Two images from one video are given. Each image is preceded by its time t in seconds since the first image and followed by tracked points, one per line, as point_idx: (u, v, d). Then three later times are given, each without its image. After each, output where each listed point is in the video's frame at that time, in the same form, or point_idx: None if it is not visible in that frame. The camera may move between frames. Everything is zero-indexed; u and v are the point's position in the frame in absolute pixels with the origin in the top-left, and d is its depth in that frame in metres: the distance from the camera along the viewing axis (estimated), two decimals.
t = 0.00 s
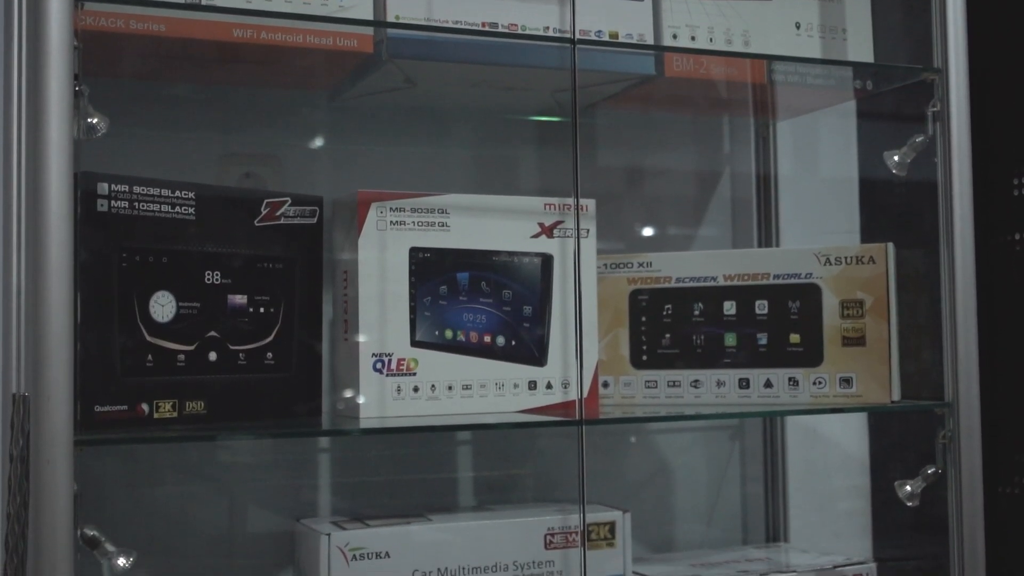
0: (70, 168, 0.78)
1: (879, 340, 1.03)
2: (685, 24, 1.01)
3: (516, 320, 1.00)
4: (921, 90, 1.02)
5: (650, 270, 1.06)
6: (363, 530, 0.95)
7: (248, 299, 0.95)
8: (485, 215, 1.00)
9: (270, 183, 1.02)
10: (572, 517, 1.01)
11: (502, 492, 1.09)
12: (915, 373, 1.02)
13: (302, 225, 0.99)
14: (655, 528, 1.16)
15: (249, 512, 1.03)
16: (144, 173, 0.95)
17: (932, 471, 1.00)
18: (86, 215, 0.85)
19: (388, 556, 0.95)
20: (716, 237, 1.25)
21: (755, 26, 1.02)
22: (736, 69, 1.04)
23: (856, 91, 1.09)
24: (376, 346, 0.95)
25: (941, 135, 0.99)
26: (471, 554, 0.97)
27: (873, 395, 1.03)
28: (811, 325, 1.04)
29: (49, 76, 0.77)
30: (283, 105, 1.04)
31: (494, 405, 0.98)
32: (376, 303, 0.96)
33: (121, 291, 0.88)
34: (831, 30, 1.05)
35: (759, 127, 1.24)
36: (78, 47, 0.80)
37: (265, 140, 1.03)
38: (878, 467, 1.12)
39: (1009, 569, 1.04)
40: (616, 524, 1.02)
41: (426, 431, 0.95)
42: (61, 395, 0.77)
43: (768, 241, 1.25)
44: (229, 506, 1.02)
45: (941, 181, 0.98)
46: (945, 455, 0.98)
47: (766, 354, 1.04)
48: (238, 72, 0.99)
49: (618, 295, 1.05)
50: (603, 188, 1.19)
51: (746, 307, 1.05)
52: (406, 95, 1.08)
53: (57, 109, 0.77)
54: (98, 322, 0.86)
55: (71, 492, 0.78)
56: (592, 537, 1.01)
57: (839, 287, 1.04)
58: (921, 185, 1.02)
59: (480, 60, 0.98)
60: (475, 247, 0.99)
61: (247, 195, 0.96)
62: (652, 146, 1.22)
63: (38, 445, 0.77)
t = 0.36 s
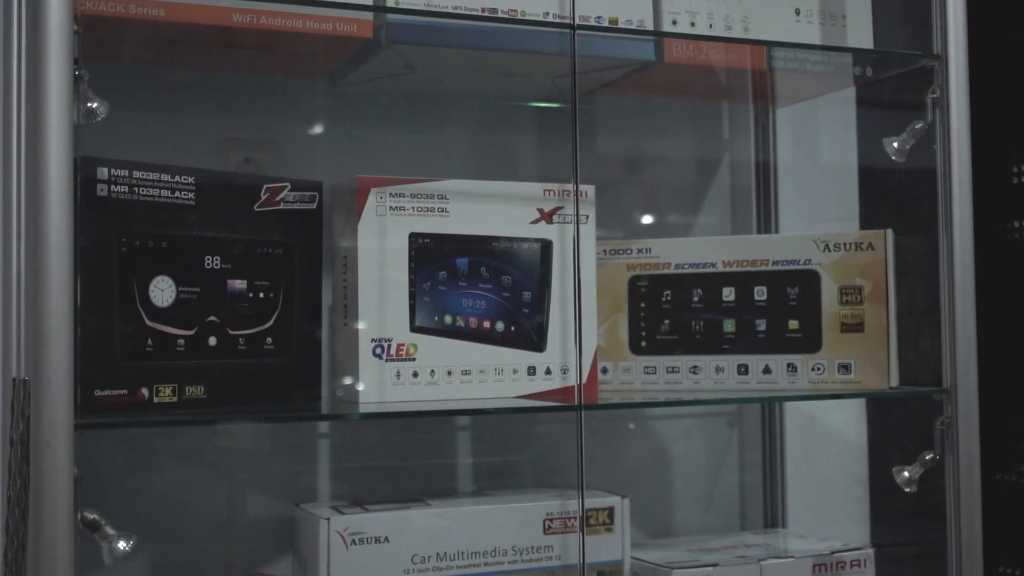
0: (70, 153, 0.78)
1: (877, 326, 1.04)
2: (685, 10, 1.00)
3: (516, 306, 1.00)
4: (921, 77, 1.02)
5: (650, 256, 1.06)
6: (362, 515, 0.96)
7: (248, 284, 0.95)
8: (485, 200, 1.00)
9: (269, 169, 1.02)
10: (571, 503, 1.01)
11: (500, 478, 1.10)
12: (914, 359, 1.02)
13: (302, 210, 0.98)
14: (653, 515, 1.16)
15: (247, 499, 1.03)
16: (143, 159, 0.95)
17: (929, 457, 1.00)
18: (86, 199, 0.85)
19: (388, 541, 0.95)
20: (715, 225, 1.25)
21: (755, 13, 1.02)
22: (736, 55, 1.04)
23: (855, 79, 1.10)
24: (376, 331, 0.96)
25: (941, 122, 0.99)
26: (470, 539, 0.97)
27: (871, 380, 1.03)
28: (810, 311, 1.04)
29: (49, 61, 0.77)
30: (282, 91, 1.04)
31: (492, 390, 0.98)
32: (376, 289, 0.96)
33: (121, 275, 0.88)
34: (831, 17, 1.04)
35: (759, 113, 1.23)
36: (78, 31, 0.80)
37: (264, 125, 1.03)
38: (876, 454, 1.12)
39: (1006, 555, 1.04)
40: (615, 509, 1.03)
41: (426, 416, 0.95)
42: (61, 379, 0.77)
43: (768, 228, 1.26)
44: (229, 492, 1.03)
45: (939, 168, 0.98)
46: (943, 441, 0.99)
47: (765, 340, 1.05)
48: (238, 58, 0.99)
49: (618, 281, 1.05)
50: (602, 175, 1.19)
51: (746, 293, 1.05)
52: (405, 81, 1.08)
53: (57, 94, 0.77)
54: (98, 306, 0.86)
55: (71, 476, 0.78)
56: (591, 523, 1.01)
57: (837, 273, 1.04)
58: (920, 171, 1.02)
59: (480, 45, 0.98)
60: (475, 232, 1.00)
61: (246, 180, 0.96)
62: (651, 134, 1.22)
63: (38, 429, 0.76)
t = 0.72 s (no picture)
0: (71, 139, 0.78)
1: (877, 313, 1.04)
2: None
3: (516, 292, 1.00)
4: (921, 65, 1.03)
5: (650, 243, 1.06)
6: (363, 500, 0.96)
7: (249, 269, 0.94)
8: (485, 186, 1.00)
9: (269, 155, 1.02)
10: (571, 488, 1.02)
11: (500, 464, 1.10)
12: (913, 346, 1.02)
13: (302, 195, 0.98)
14: (653, 501, 1.17)
15: (248, 485, 1.04)
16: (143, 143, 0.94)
17: (928, 444, 1.01)
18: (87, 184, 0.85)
19: (388, 526, 0.95)
20: (714, 214, 1.25)
21: None
22: (737, 42, 1.04)
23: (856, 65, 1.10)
24: (377, 316, 0.96)
25: (942, 108, 0.99)
26: (470, 524, 0.98)
27: (870, 366, 1.04)
28: (810, 298, 1.05)
29: (49, 46, 0.77)
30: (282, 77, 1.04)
31: (493, 376, 0.99)
32: (377, 274, 0.96)
33: (122, 260, 0.87)
34: (832, 3, 1.04)
35: (759, 101, 1.23)
36: (79, 16, 0.80)
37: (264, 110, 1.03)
38: (875, 441, 1.12)
39: (1005, 542, 1.05)
40: (615, 495, 1.03)
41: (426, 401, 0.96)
42: (63, 363, 0.77)
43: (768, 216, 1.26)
44: (229, 478, 1.03)
45: (941, 154, 0.99)
46: (942, 427, 0.99)
47: (766, 327, 1.05)
48: (238, 42, 0.98)
49: (618, 267, 1.06)
50: (602, 163, 1.19)
51: (745, 280, 1.05)
52: (405, 67, 1.08)
53: (57, 79, 0.77)
54: (100, 292, 0.85)
55: (73, 461, 0.78)
56: (591, 508, 1.01)
57: (837, 259, 1.05)
58: (920, 158, 1.02)
59: (480, 31, 0.98)
60: (476, 218, 1.00)
61: (248, 164, 0.96)
62: (652, 121, 1.21)
63: (39, 414, 0.77)
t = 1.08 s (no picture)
0: (72, 125, 0.78)
1: (878, 299, 1.04)
2: None
3: (517, 278, 1.01)
4: (922, 52, 1.02)
5: (650, 229, 1.06)
6: (363, 485, 0.96)
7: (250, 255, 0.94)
8: (486, 172, 1.00)
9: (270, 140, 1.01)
10: (571, 474, 1.02)
11: (501, 450, 1.10)
12: (912, 333, 1.03)
13: (304, 181, 0.97)
14: (654, 488, 1.17)
15: (249, 471, 1.04)
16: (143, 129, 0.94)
17: (928, 430, 1.01)
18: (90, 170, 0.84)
19: (388, 511, 0.95)
20: (715, 200, 1.25)
21: None
22: (739, 29, 1.04)
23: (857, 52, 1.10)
24: (378, 301, 0.96)
25: (943, 94, 0.99)
26: (471, 510, 0.98)
27: (869, 353, 1.04)
28: (811, 284, 1.05)
29: (50, 31, 0.77)
30: (284, 62, 1.04)
31: (494, 361, 0.99)
32: (378, 259, 0.97)
33: (124, 244, 0.88)
34: None
35: (760, 89, 1.24)
36: None
37: (265, 96, 1.03)
38: (875, 427, 1.12)
39: (1004, 529, 1.05)
40: (615, 481, 1.02)
41: (427, 387, 0.96)
42: (64, 348, 0.77)
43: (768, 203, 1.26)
44: (230, 463, 1.03)
45: (942, 141, 0.99)
46: (942, 413, 0.99)
47: (766, 314, 1.05)
48: (239, 27, 0.98)
49: (619, 253, 1.06)
50: (603, 150, 1.19)
51: (746, 267, 1.06)
52: (406, 53, 1.08)
53: (59, 66, 0.77)
54: (102, 275, 0.85)
55: (75, 446, 0.79)
56: (591, 494, 1.01)
57: (838, 246, 1.05)
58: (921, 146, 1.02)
59: (481, 17, 0.98)
60: (477, 204, 1.00)
61: (247, 151, 0.95)
62: (653, 108, 1.21)
63: (41, 400, 0.77)
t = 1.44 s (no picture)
0: (74, 108, 0.77)
1: (878, 286, 1.04)
2: None
3: (519, 264, 1.01)
4: (922, 38, 1.03)
5: (651, 216, 1.06)
6: (364, 470, 0.96)
7: (251, 240, 0.94)
8: (487, 158, 1.01)
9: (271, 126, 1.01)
10: (571, 460, 1.03)
11: (502, 436, 1.10)
12: (912, 321, 1.03)
13: (305, 167, 0.97)
14: (654, 475, 1.17)
15: (250, 456, 1.04)
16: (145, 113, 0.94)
17: (928, 417, 1.01)
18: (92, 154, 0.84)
19: (389, 496, 0.96)
20: (717, 188, 1.25)
21: None
22: (740, 14, 1.04)
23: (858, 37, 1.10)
24: (378, 287, 0.97)
25: (944, 81, 0.99)
26: (471, 495, 0.98)
27: (870, 339, 1.04)
28: (811, 271, 1.05)
29: (52, 14, 0.76)
30: (284, 48, 1.04)
31: (494, 347, 0.99)
32: (379, 244, 0.97)
33: (126, 229, 0.87)
34: None
35: (761, 74, 1.25)
36: None
37: (267, 81, 1.03)
38: (875, 415, 1.12)
39: (1003, 516, 1.05)
40: (615, 466, 1.03)
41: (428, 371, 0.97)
42: (66, 333, 0.77)
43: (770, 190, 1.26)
44: (232, 448, 1.03)
45: (942, 128, 0.99)
46: (943, 399, 0.99)
47: (767, 300, 1.05)
48: (240, 12, 0.98)
49: (620, 241, 1.06)
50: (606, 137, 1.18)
51: (746, 253, 1.06)
52: (407, 39, 1.07)
53: (61, 49, 0.77)
54: (105, 261, 0.85)
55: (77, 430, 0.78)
56: (591, 479, 1.02)
57: (839, 232, 1.05)
58: (922, 133, 1.02)
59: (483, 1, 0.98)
60: (478, 190, 1.00)
61: (247, 136, 0.95)
62: (655, 95, 1.21)
63: (43, 383, 0.76)
